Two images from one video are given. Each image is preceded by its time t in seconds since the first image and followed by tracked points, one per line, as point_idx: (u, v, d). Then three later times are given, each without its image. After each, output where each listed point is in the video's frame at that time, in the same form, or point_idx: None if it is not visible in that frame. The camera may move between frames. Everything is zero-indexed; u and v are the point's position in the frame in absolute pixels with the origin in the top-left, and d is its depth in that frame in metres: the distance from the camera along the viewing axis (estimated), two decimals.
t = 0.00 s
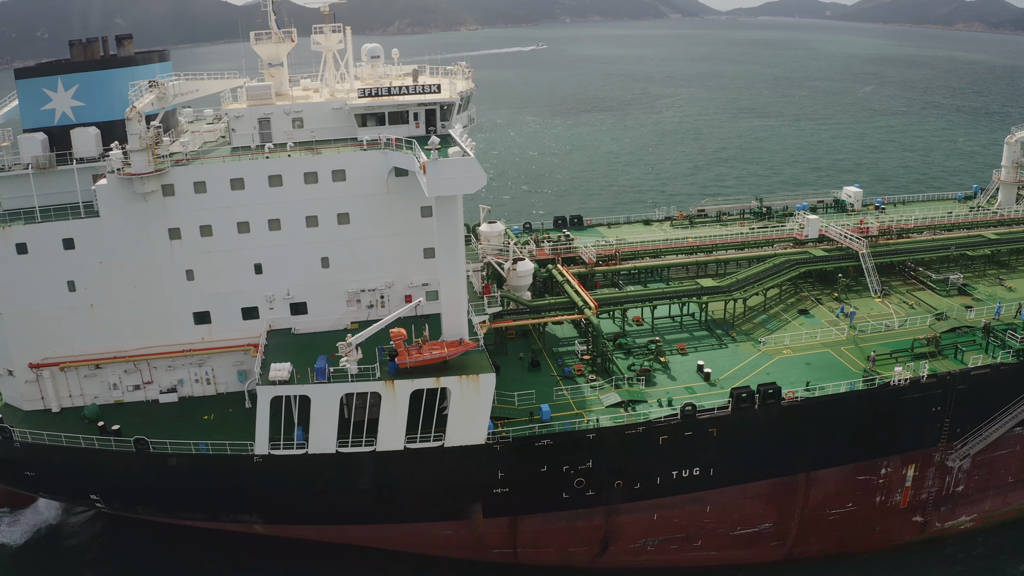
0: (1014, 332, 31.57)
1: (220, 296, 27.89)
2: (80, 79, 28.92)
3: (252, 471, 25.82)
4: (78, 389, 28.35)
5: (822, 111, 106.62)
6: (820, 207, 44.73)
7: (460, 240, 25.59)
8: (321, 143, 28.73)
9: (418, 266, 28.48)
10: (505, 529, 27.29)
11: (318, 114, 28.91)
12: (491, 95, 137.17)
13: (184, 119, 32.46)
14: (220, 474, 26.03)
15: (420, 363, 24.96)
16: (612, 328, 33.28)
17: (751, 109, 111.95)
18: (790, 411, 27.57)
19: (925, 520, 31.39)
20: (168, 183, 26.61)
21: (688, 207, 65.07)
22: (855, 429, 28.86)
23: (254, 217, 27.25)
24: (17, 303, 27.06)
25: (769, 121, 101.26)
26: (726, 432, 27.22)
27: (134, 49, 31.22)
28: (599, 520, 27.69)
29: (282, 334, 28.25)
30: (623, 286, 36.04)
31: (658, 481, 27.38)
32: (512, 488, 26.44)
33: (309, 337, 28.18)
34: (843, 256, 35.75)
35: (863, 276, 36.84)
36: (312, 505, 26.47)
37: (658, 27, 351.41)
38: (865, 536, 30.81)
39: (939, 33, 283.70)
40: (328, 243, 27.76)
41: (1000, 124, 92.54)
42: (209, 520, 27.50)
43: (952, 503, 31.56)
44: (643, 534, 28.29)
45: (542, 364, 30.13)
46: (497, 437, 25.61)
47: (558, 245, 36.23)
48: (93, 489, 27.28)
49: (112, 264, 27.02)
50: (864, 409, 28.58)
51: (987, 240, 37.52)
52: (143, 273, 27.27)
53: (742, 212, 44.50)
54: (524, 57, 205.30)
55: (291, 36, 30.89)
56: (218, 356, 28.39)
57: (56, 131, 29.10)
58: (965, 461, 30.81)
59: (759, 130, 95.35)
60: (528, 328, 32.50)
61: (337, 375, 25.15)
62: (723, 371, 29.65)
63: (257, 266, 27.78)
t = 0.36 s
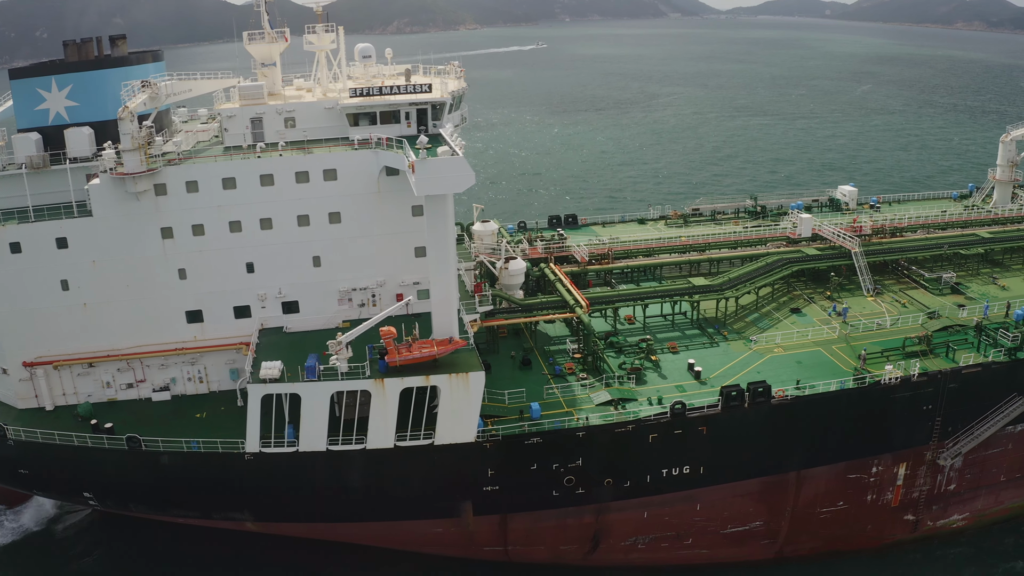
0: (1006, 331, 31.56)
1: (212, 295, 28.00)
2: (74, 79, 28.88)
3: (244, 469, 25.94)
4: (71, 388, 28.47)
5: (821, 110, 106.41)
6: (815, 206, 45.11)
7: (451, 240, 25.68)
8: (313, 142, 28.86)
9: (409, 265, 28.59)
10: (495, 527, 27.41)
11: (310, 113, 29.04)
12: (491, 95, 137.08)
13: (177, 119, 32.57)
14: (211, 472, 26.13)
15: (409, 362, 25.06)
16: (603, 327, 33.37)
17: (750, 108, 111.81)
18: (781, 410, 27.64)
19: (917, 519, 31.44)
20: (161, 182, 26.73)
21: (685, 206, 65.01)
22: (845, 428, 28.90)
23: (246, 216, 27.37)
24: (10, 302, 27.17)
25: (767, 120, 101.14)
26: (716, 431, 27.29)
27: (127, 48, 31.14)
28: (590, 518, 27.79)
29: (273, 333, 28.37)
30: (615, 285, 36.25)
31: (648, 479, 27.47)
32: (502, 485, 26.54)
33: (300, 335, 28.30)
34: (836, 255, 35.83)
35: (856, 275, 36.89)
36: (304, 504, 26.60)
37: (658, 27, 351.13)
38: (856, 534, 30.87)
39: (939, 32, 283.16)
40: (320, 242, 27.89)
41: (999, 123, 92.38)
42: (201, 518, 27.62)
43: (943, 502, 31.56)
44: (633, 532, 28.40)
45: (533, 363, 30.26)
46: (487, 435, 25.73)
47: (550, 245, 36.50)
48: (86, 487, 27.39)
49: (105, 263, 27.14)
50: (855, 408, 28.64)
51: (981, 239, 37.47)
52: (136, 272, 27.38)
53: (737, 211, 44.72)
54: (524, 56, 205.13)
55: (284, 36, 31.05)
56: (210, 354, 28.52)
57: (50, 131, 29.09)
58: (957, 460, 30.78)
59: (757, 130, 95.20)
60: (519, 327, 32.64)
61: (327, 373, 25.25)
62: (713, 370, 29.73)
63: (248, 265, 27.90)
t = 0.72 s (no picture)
0: (995, 330, 31.32)
1: (199, 294, 28.06)
2: (64, 79, 28.81)
3: (230, 466, 26.03)
4: (60, 386, 28.52)
5: (820, 109, 106.22)
6: (808, 205, 45.29)
7: (435, 239, 25.73)
8: (300, 142, 28.99)
9: (396, 264, 28.70)
10: (480, 525, 27.50)
11: (296, 113, 29.17)
12: (489, 94, 137.06)
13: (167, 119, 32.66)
14: (197, 470, 26.22)
15: (393, 360, 25.14)
16: (591, 326, 33.48)
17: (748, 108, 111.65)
18: (765, 408, 27.64)
19: (904, 518, 31.31)
20: (148, 182, 26.77)
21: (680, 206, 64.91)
22: (831, 427, 28.85)
23: (233, 216, 27.44)
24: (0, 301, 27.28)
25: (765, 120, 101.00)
26: (700, 430, 27.32)
27: (118, 49, 30.92)
28: (575, 517, 27.86)
29: (260, 332, 28.46)
30: (605, 284, 36.54)
31: (632, 477, 27.54)
32: (487, 483, 26.61)
33: (287, 334, 28.41)
34: (825, 254, 35.93)
35: (845, 274, 37.00)
36: (290, 502, 26.69)
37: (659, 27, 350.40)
38: (843, 533, 30.80)
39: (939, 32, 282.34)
40: (307, 241, 27.99)
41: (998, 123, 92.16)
42: (188, 515, 27.71)
43: (932, 501, 31.36)
44: (619, 531, 28.48)
45: (519, 362, 30.43)
46: (471, 433, 25.79)
47: (540, 244, 36.96)
48: (75, 484, 27.50)
49: (93, 262, 27.20)
50: (841, 407, 28.59)
51: (972, 238, 37.35)
52: (124, 271, 27.44)
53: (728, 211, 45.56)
54: (523, 56, 204.82)
55: (273, 36, 31.20)
56: (198, 353, 28.61)
57: (41, 131, 29.04)
58: (945, 459, 30.58)
59: (754, 129, 95.03)
60: (507, 325, 32.83)
61: (312, 371, 25.29)
62: (699, 369, 29.81)
63: (235, 264, 27.98)
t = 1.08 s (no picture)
0: (981, 330, 30.83)
1: (184, 293, 28.02)
2: (52, 79, 28.29)
3: (211, 464, 26.01)
4: (47, 384, 28.21)
5: (819, 109, 106.00)
6: (799, 205, 45.78)
7: (415, 238, 25.82)
8: (284, 142, 29.13)
9: (379, 263, 28.84)
10: (462, 524, 27.60)
11: (281, 112, 29.30)
12: (489, 94, 136.88)
13: (154, 118, 32.71)
14: (180, 467, 26.18)
15: (374, 359, 25.21)
16: (576, 325, 33.78)
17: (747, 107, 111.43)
18: (747, 408, 27.58)
19: (890, 518, 30.82)
20: (132, 181, 26.66)
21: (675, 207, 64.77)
22: (815, 427, 28.59)
23: (217, 215, 27.45)
24: None
25: (763, 120, 100.83)
26: (682, 428, 27.32)
27: (104, 50, 30.35)
28: (556, 515, 27.92)
29: (244, 330, 28.55)
30: (591, 283, 37.16)
31: (613, 476, 27.57)
32: (468, 482, 26.68)
33: (271, 333, 28.53)
34: (812, 253, 36.00)
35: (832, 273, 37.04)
36: (272, 500, 26.77)
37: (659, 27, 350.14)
38: (827, 534, 30.46)
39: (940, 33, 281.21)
40: (290, 240, 28.10)
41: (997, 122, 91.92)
42: (171, 513, 27.60)
43: (917, 502, 30.81)
44: (601, 529, 28.54)
45: (503, 361, 30.71)
46: (452, 431, 25.87)
47: (527, 243, 37.97)
48: (61, 482, 27.25)
49: (80, 262, 27.06)
50: (823, 407, 28.33)
51: (962, 238, 37.22)
52: (109, 270, 27.31)
53: (719, 210, 47.44)
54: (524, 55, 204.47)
55: (259, 36, 31.35)
56: (183, 351, 28.51)
57: (28, 131, 28.37)
58: (930, 459, 30.01)
59: (752, 129, 94.82)
60: (492, 325, 33.16)
61: (293, 369, 25.34)
62: (682, 368, 29.91)
63: (220, 263, 28.02)
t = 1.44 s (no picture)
0: (973, 331, 30.25)
1: (175, 290, 27.96)
2: (45, 79, 27.98)
3: (198, 461, 25.96)
4: (39, 379, 28.11)
5: (825, 109, 105.50)
6: (796, 206, 45.95)
7: (400, 237, 25.93)
8: (273, 140, 29.26)
9: (366, 262, 28.96)
10: (447, 522, 27.68)
11: (270, 111, 29.52)
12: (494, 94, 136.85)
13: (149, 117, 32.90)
14: (167, 464, 26.07)
15: (358, 357, 25.26)
16: (566, 324, 34.10)
17: (752, 108, 111.02)
18: (734, 408, 27.43)
19: (880, 521, 30.24)
20: (123, 179, 26.50)
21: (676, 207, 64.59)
22: (803, 428, 28.32)
23: (206, 214, 27.42)
24: None
25: (768, 120, 100.40)
26: (668, 428, 27.25)
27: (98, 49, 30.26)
28: (542, 514, 27.96)
29: (233, 328, 28.62)
30: (582, 282, 37.81)
31: (599, 476, 27.57)
32: (452, 480, 26.74)
33: (260, 330, 28.63)
34: (805, 254, 35.92)
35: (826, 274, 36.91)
36: (258, 497, 26.83)
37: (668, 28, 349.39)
38: (816, 535, 30.10)
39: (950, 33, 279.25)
40: (279, 239, 28.21)
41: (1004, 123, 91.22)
42: (159, 508, 27.54)
43: (909, 504, 30.21)
44: (587, 529, 28.52)
45: (491, 360, 31.03)
46: (436, 429, 25.94)
47: (519, 243, 38.73)
48: (51, 477, 27.10)
49: (71, 259, 26.85)
50: (810, 408, 28.02)
51: (957, 238, 36.92)
52: (99, 268, 27.12)
53: (717, 210, 47.63)
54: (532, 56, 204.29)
55: (251, 36, 31.58)
56: (173, 348, 28.45)
57: (22, 131, 28.08)
58: (921, 462, 29.42)
59: (757, 130, 94.48)
60: (482, 324, 33.58)
61: (278, 367, 25.30)
62: (669, 368, 29.96)
63: (209, 261, 28.01)
